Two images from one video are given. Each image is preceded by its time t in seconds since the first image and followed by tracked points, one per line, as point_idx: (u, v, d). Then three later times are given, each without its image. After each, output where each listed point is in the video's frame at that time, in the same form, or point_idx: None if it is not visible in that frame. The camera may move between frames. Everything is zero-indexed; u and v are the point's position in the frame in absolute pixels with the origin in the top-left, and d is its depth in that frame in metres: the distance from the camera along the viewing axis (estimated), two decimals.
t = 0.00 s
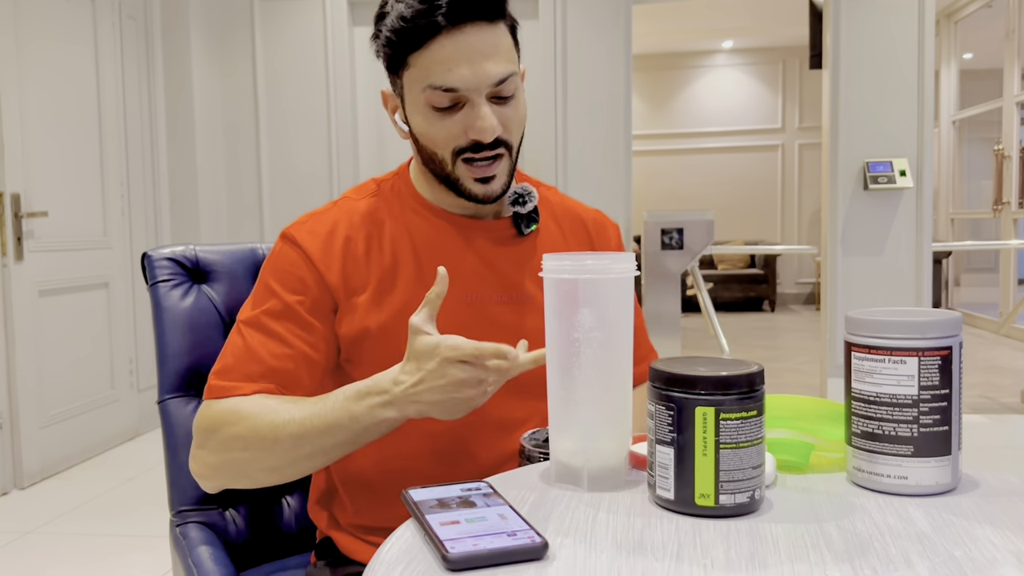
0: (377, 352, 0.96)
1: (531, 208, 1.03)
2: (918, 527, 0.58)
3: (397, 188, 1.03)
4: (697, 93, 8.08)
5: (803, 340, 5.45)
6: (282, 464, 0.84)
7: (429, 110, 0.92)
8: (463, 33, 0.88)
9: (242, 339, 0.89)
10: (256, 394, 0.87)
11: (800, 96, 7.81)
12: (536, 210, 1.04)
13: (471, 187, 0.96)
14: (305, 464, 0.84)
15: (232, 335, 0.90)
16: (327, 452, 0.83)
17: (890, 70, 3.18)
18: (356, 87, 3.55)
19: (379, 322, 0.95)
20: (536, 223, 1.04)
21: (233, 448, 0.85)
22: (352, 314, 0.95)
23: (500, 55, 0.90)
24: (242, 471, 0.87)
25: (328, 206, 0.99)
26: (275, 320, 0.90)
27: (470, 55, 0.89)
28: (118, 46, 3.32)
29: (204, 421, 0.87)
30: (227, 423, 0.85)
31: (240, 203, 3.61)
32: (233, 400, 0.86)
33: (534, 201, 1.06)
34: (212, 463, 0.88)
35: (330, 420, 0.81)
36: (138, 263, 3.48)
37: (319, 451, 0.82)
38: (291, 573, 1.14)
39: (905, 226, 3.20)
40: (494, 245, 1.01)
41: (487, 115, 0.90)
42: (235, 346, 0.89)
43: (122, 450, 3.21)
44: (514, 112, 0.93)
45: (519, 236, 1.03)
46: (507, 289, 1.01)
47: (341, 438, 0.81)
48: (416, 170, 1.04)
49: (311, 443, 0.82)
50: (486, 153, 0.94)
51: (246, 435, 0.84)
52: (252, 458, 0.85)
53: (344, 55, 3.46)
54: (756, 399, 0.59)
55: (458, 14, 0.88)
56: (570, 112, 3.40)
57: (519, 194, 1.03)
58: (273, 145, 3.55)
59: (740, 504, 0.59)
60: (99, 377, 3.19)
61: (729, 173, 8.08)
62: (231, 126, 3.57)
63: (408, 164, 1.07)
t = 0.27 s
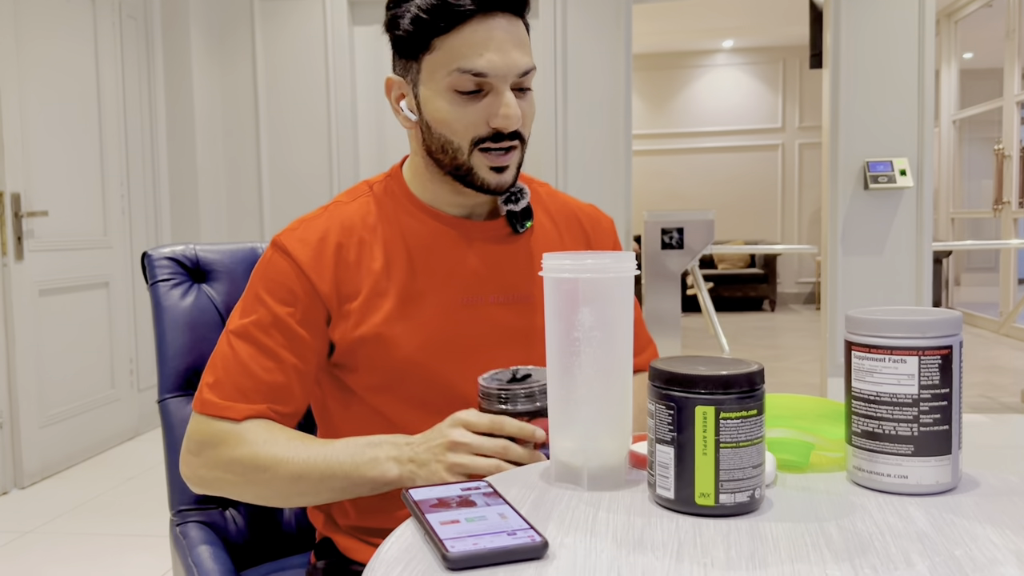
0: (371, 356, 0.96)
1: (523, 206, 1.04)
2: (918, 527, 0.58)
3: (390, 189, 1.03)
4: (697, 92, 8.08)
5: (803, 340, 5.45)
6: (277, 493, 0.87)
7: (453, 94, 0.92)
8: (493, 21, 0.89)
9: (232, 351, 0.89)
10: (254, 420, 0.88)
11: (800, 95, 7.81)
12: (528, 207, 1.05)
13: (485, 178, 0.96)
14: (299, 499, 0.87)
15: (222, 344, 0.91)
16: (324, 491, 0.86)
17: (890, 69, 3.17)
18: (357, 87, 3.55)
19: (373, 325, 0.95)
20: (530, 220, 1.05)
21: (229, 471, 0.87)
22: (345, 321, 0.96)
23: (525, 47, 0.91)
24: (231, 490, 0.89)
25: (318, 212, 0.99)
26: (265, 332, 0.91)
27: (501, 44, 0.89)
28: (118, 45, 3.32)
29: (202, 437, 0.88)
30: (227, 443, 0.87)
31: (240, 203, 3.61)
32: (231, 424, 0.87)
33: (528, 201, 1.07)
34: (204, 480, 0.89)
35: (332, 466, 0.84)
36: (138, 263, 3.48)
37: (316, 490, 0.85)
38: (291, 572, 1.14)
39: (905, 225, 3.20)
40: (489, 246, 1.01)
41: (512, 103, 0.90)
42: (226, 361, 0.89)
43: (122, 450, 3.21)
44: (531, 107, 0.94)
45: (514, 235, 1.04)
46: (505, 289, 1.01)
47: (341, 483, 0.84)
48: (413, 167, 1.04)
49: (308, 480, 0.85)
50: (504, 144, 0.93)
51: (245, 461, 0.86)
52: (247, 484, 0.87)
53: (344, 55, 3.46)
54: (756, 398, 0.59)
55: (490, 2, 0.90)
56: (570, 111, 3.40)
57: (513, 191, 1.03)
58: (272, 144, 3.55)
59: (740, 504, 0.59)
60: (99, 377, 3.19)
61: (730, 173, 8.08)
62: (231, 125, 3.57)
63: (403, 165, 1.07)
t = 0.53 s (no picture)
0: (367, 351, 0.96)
1: (523, 202, 1.02)
2: (918, 526, 0.58)
3: (390, 187, 1.04)
4: (697, 92, 8.08)
5: (803, 340, 5.45)
6: (241, 455, 0.81)
7: (432, 90, 0.91)
8: (473, 16, 0.89)
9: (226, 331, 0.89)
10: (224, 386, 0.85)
11: (800, 95, 7.81)
12: (527, 203, 1.03)
13: (469, 170, 0.94)
14: (264, 458, 0.81)
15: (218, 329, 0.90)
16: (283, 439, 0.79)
17: (890, 68, 3.17)
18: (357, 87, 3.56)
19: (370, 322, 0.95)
20: (531, 216, 1.04)
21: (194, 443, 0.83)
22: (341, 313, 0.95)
23: (508, 41, 0.90)
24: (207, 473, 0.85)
25: (319, 207, 1.00)
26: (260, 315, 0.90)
27: (479, 37, 0.88)
28: (118, 44, 3.32)
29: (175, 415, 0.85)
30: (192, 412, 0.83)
31: (240, 203, 3.62)
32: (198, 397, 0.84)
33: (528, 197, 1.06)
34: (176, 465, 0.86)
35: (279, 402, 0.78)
36: (139, 262, 3.49)
37: (272, 438, 0.79)
38: (291, 571, 1.14)
39: (905, 225, 3.20)
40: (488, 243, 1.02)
41: (490, 97, 0.89)
42: (218, 342, 0.88)
43: (122, 450, 3.21)
44: (517, 100, 0.93)
45: (515, 232, 1.03)
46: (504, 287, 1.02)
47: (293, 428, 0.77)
48: (411, 166, 1.04)
49: (265, 430, 0.79)
50: (487, 138, 0.92)
51: (204, 422, 0.82)
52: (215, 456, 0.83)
53: (344, 54, 3.46)
54: (755, 398, 0.59)
55: None
56: (570, 111, 3.40)
57: (512, 187, 1.02)
58: (273, 144, 3.55)
59: (740, 502, 0.59)
60: (100, 376, 3.19)
61: (730, 173, 8.07)
62: (231, 125, 3.57)
63: (402, 164, 1.07)
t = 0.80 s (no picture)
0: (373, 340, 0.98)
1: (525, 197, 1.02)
2: (917, 526, 0.58)
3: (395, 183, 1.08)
4: (697, 92, 8.08)
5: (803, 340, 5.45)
6: (235, 418, 0.79)
7: (415, 80, 0.93)
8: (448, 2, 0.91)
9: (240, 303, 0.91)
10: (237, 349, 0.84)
11: (800, 95, 7.81)
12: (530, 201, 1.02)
13: (457, 158, 0.95)
14: (267, 420, 0.78)
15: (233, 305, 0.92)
16: (281, 399, 0.76)
17: (890, 68, 3.17)
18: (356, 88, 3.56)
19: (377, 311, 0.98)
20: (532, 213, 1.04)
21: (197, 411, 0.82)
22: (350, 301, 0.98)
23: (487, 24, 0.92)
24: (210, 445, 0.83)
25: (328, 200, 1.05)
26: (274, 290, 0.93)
27: (452, 21, 0.90)
28: (118, 44, 3.32)
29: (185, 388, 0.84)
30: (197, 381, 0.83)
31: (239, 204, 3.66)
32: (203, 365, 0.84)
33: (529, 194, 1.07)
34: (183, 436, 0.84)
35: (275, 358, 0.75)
36: (139, 263, 3.49)
37: (268, 398, 0.76)
38: (291, 571, 1.14)
39: (905, 225, 3.20)
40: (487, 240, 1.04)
41: (469, 78, 0.90)
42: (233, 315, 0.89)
43: (122, 450, 3.22)
44: (500, 82, 0.94)
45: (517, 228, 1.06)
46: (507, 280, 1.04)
47: (290, 382, 0.75)
48: (412, 165, 1.05)
49: (264, 390, 0.76)
50: (472, 123, 0.93)
51: (205, 383, 0.81)
52: (215, 423, 0.81)
53: (344, 55, 3.46)
54: (756, 398, 0.59)
55: None
56: (570, 111, 3.40)
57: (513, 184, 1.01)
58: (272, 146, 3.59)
59: (740, 503, 0.59)
60: (99, 376, 3.19)
61: (730, 173, 8.07)
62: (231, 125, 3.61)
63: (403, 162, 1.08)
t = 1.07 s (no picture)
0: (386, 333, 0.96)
1: (523, 196, 1.05)
2: (918, 528, 0.58)
3: (394, 183, 1.06)
4: (697, 92, 8.08)
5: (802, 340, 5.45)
6: (314, 422, 0.67)
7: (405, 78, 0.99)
8: None
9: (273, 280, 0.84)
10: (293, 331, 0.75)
11: (800, 95, 7.81)
12: (528, 196, 1.05)
13: (455, 149, 1.00)
14: (349, 437, 0.66)
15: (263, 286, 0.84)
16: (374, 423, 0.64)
17: (890, 68, 3.17)
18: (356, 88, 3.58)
19: (393, 304, 0.97)
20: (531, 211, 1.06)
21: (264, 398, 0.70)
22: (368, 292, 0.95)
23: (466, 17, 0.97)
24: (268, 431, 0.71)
25: (335, 195, 1.01)
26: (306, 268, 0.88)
27: (433, 18, 0.96)
28: (117, 44, 3.31)
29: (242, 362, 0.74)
30: (267, 361, 0.71)
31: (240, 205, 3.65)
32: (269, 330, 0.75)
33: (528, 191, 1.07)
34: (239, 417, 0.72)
35: (383, 375, 0.63)
36: (138, 263, 3.49)
37: (359, 417, 0.64)
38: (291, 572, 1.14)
39: (905, 225, 3.20)
40: (494, 237, 1.04)
41: (455, 66, 0.96)
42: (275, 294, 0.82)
43: (121, 449, 3.21)
44: (487, 68, 1.00)
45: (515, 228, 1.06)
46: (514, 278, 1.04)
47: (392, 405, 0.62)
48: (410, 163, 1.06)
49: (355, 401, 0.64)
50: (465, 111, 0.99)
51: (289, 370, 0.69)
52: (284, 414, 0.68)
53: (343, 55, 3.47)
54: (756, 399, 0.59)
55: None
56: (570, 111, 3.40)
57: (511, 182, 1.05)
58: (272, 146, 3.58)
59: (741, 504, 0.59)
60: (99, 376, 3.19)
61: (730, 173, 8.07)
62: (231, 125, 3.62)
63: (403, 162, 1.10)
